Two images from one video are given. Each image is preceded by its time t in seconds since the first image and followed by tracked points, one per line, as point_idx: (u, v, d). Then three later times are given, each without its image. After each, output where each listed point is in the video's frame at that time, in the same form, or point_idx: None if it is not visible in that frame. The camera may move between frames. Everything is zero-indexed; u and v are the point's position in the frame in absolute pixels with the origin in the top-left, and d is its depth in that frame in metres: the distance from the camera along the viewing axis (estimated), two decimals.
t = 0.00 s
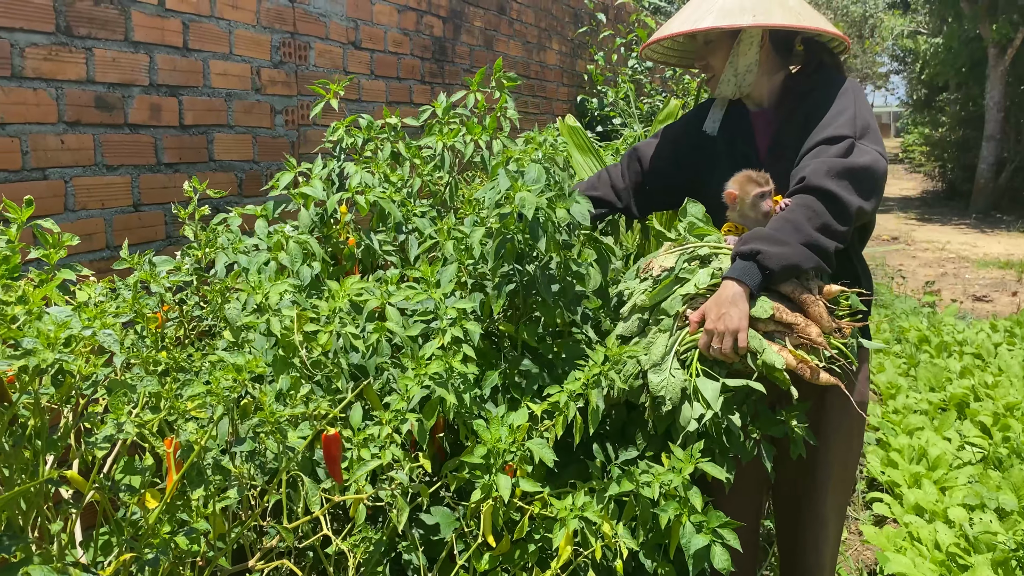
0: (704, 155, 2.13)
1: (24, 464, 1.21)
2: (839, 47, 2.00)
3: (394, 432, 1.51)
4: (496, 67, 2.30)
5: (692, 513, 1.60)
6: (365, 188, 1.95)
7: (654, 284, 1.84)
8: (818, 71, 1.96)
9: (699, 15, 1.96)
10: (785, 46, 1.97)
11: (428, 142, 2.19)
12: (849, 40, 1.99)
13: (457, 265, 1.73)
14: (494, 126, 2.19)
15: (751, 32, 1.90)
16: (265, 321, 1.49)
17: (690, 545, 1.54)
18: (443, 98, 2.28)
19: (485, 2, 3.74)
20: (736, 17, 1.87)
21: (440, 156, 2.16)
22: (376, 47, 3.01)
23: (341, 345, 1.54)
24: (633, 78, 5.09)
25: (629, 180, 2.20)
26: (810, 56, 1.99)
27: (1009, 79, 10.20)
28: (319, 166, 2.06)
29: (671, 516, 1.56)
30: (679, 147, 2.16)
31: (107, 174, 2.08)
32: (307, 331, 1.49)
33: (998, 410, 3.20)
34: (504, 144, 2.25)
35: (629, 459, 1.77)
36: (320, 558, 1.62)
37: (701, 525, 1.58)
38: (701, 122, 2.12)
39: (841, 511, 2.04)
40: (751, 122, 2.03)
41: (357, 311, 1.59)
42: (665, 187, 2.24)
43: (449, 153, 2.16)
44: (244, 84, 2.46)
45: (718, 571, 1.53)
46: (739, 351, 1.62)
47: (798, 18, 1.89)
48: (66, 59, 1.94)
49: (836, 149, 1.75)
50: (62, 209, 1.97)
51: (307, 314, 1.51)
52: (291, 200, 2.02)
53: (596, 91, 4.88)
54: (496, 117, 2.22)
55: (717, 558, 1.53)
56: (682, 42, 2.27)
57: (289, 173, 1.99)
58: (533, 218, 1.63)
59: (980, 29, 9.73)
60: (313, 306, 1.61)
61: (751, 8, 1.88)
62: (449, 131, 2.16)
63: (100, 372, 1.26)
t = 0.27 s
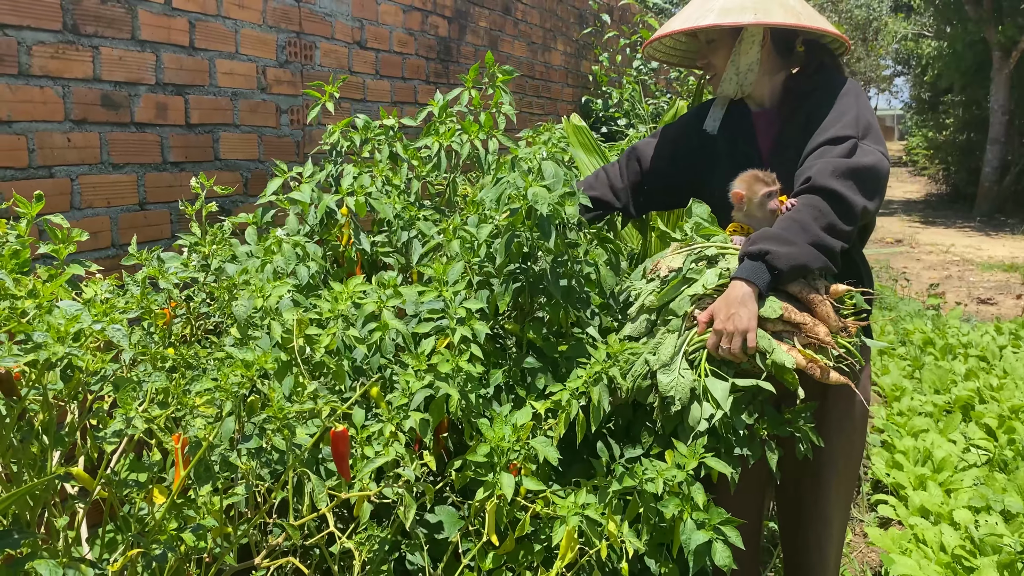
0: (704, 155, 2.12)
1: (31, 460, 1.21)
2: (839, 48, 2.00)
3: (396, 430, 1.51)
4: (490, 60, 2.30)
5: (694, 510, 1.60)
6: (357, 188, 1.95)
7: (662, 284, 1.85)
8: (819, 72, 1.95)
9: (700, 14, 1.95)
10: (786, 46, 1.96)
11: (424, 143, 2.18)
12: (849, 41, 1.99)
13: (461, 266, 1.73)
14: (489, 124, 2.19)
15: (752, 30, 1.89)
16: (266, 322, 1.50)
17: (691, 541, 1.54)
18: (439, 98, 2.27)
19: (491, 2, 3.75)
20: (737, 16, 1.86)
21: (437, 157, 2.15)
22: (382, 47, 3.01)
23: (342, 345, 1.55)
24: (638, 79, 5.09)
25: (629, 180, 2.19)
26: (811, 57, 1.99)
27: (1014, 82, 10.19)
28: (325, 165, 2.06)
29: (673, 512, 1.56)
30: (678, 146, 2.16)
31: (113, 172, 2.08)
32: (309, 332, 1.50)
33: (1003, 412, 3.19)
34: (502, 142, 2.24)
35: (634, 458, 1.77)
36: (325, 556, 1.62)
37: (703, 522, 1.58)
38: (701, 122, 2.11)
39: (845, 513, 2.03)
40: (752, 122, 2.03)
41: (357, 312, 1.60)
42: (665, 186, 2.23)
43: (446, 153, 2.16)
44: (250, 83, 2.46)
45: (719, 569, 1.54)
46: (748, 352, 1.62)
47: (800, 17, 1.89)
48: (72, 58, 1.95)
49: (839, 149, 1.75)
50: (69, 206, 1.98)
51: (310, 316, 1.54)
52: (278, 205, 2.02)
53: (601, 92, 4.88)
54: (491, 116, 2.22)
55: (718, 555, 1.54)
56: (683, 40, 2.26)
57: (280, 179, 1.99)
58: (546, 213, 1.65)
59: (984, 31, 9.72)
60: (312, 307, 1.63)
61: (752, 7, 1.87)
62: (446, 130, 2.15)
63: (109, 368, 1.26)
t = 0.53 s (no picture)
0: (705, 156, 2.12)
1: (31, 459, 1.21)
2: (838, 51, 2.00)
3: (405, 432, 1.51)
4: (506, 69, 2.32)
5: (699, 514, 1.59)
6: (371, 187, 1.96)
7: (656, 288, 1.85)
8: (818, 75, 1.95)
9: (697, 16, 1.96)
10: (785, 49, 1.97)
11: (438, 145, 2.17)
12: (848, 44, 1.99)
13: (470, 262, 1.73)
14: (505, 129, 2.17)
15: (749, 33, 1.90)
16: (288, 312, 1.48)
17: (699, 545, 1.53)
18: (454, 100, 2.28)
19: (492, 4, 3.75)
20: (733, 19, 1.87)
21: (451, 159, 2.14)
22: (383, 48, 3.02)
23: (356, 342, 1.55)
24: (640, 80, 5.09)
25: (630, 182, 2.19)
26: (810, 60, 1.99)
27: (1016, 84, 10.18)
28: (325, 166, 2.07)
29: (678, 517, 1.55)
30: (680, 148, 2.16)
31: (115, 172, 2.09)
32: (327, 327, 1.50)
33: (1003, 415, 3.19)
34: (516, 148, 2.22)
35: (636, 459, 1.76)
36: (324, 557, 1.63)
37: (710, 526, 1.57)
38: (702, 123, 2.11)
39: (843, 513, 2.03)
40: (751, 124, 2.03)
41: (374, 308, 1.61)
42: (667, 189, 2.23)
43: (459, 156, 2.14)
44: (251, 84, 2.47)
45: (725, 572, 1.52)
46: (741, 355, 1.62)
47: (797, 20, 1.89)
48: (74, 58, 1.95)
49: (835, 152, 1.75)
50: (70, 206, 1.98)
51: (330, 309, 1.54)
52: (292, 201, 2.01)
53: (603, 93, 4.89)
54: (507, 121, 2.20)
55: (724, 559, 1.53)
56: (684, 42, 2.27)
57: (294, 175, 2.00)
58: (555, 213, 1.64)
59: (987, 34, 9.71)
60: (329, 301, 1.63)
61: (749, 9, 1.88)
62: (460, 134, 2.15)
63: (110, 367, 1.27)
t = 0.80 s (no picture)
0: (704, 159, 2.13)
1: (29, 459, 1.22)
2: (836, 55, 2.00)
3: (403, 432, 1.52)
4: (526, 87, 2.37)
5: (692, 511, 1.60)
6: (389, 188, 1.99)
7: (652, 288, 1.86)
8: (815, 78, 1.96)
9: (695, 19, 1.97)
10: (782, 52, 1.97)
11: (458, 149, 2.19)
12: (846, 47, 1.99)
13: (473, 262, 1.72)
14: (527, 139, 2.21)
15: (746, 36, 1.90)
16: (286, 314, 1.50)
17: (690, 540, 1.54)
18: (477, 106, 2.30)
19: (492, 5, 3.76)
20: (732, 21, 1.88)
21: (470, 164, 2.18)
22: (383, 49, 3.03)
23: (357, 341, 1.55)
24: (639, 82, 5.10)
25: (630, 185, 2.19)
26: (808, 63, 2.00)
27: (1016, 87, 10.19)
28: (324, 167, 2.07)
29: (672, 511, 1.56)
30: (679, 151, 2.17)
31: (115, 173, 2.10)
32: (325, 328, 1.50)
33: (1001, 418, 3.20)
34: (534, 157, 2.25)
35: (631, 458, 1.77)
36: (322, 557, 1.63)
37: (702, 522, 1.58)
38: (700, 126, 2.12)
39: (838, 514, 2.04)
40: (749, 127, 2.04)
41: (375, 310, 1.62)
42: (666, 191, 2.23)
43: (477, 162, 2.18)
44: (251, 85, 2.48)
45: (717, 568, 1.53)
46: (736, 355, 1.62)
47: (794, 23, 1.90)
48: (74, 59, 1.96)
49: (831, 154, 1.75)
50: (69, 206, 1.99)
51: (327, 311, 1.55)
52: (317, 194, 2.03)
53: (602, 95, 4.90)
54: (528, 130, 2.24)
55: (717, 555, 1.53)
56: (683, 45, 2.27)
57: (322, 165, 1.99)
58: (568, 205, 1.68)
59: (987, 36, 9.72)
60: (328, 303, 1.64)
61: (747, 12, 1.89)
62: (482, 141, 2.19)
63: (107, 369, 1.27)
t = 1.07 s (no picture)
0: (701, 159, 2.13)
1: (23, 454, 1.22)
2: (832, 56, 2.00)
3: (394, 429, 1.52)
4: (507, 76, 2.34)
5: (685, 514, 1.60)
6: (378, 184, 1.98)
7: (654, 286, 1.84)
8: (811, 79, 1.96)
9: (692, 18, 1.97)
10: (778, 53, 1.98)
11: (440, 143, 2.19)
12: (841, 50, 2.00)
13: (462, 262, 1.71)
14: (511, 131, 2.20)
15: (744, 35, 1.91)
16: (271, 315, 1.50)
17: (681, 546, 1.54)
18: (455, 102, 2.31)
19: (491, 6, 3.76)
20: (729, 21, 1.88)
21: (455, 159, 2.15)
22: (381, 49, 3.03)
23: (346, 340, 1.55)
24: (638, 83, 5.11)
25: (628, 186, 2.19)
26: (803, 64, 2.01)
27: (1014, 90, 10.21)
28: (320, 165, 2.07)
29: (664, 515, 1.56)
30: (677, 152, 2.18)
31: (111, 170, 2.09)
32: (311, 327, 1.50)
33: (997, 420, 3.20)
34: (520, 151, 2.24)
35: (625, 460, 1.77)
36: (316, 555, 1.63)
37: (694, 527, 1.58)
38: (697, 127, 2.12)
39: (832, 517, 2.05)
40: (745, 127, 2.04)
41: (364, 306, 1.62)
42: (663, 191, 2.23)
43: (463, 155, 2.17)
44: (249, 84, 2.48)
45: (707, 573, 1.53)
46: (740, 354, 1.63)
47: (791, 24, 1.90)
48: (72, 56, 1.96)
49: (830, 154, 1.76)
50: (66, 203, 1.99)
51: (314, 311, 1.54)
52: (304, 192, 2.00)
53: (601, 96, 4.91)
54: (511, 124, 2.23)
55: (706, 561, 1.53)
56: (678, 44, 2.27)
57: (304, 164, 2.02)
58: (541, 214, 1.65)
59: (985, 39, 9.74)
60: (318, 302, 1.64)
61: (744, 12, 1.89)
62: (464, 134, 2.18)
63: (102, 364, 1.27)
